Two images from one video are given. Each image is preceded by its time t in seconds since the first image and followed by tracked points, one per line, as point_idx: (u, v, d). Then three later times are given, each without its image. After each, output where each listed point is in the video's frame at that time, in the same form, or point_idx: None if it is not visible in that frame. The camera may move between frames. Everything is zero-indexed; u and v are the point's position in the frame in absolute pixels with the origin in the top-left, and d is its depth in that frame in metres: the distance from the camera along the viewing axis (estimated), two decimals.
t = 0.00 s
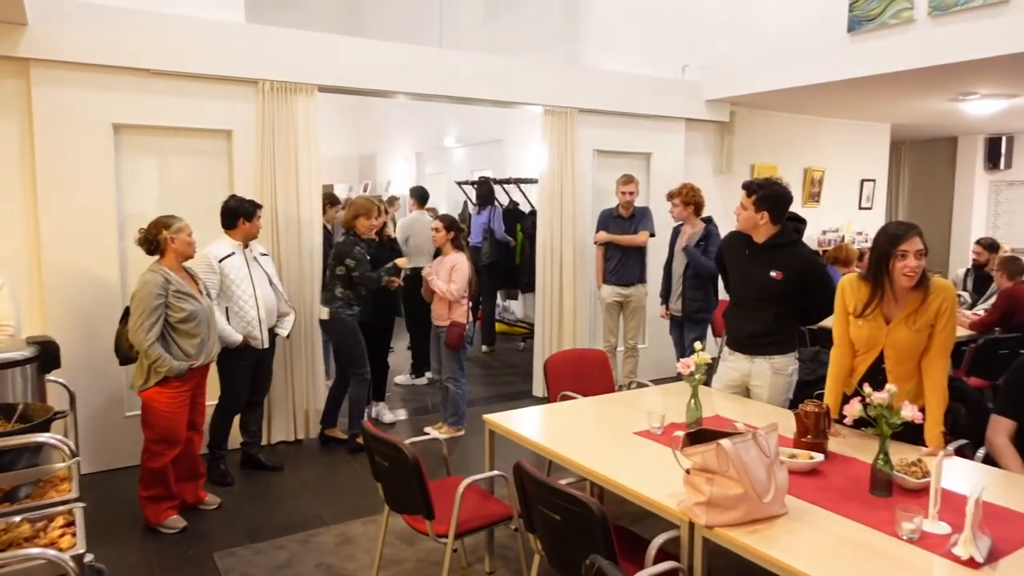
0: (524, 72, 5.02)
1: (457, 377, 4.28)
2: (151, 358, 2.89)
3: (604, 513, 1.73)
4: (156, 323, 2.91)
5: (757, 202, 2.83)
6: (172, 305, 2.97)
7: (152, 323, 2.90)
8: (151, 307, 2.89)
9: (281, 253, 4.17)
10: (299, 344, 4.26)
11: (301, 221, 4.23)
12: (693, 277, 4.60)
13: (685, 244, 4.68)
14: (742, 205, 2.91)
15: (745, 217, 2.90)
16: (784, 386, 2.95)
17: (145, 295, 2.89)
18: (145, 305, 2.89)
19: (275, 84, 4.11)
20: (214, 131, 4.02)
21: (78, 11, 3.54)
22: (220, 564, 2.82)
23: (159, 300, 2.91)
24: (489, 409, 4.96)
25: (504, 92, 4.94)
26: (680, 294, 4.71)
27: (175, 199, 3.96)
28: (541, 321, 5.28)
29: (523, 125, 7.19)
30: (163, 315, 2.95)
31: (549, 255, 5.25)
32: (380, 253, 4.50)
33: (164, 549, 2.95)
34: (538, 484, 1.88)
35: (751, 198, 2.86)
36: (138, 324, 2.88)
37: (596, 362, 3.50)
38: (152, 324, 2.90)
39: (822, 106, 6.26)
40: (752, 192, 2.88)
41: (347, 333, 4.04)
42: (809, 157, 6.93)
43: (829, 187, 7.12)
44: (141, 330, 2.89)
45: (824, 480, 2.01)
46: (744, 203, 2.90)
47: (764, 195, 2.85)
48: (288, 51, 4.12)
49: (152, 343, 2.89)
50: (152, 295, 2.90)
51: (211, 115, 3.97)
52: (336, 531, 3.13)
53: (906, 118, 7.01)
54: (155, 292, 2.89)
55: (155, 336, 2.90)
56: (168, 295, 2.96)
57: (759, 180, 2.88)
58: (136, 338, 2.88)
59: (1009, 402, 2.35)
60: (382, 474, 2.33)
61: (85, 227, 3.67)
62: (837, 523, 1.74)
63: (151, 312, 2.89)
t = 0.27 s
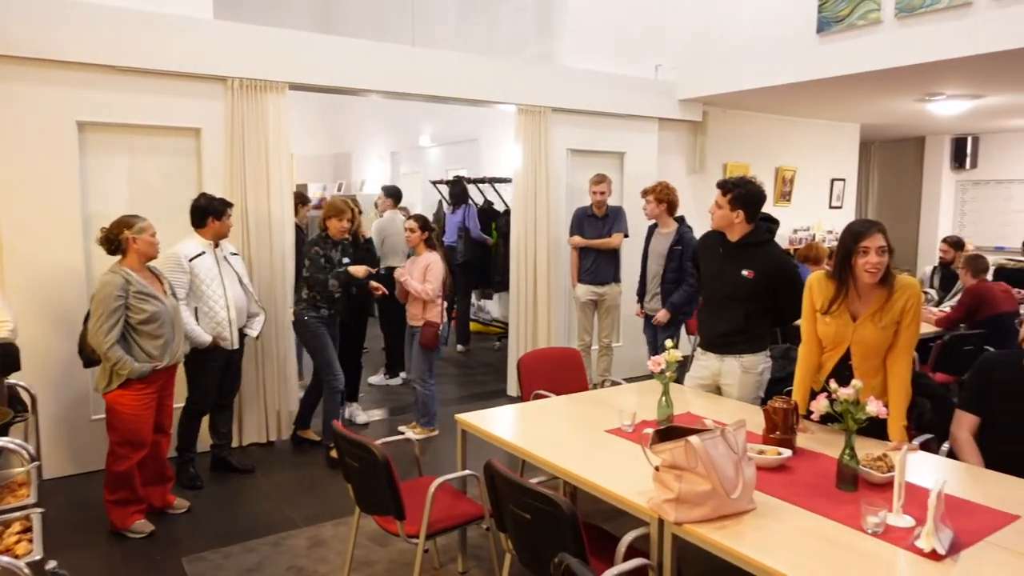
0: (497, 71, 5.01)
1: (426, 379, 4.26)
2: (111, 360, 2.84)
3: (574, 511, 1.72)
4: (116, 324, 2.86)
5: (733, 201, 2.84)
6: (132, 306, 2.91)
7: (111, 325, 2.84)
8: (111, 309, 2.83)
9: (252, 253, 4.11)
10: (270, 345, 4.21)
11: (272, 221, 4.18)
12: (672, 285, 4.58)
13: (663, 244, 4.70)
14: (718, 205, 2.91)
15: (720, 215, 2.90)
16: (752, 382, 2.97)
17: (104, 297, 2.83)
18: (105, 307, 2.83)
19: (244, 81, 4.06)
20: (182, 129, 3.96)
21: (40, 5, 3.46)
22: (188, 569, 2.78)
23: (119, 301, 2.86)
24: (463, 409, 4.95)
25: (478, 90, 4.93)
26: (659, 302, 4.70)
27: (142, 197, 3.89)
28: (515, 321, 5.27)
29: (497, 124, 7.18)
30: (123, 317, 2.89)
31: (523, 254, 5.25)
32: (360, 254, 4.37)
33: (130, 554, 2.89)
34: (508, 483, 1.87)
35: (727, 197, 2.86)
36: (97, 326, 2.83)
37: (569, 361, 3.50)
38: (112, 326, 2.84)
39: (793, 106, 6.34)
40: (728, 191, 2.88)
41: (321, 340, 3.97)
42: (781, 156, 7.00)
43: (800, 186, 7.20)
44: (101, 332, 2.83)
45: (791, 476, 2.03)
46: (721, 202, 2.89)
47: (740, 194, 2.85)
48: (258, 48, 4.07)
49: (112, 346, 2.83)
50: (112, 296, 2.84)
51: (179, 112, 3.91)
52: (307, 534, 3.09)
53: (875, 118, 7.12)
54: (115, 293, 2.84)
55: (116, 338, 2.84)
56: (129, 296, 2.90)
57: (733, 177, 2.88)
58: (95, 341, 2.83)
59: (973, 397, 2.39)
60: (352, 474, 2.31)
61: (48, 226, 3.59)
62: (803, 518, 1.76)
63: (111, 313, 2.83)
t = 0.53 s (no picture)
0: (474, 70, 5.00)
1: (406, 381, 4.22)
2: (73, 363, 2.80)
3: (550, 509, 1.72)
4: (77, 327, 2.82)
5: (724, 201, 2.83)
6: (95, 308, 2.87)
7: (72, 328, 2.80)
8: (71, 311, 2.79)
9: (225, 253, 4.06)
10: (245, 347, 4.16)
11: (246, 221, 4.14)
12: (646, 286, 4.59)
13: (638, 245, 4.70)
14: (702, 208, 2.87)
15: (713, 219, 2.87)
16: (727, 381, 3.00)
17: (65, 299, 2.80)
18: (65, 309, 2.80)
19: (217, 79, 4.00)
20: (154, 127, 3.90)
21: None
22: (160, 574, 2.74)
23: (81, 303, 2.82)
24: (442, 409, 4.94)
25: (455, 90, 4.92)
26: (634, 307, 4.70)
27: (112, 197, 3.82)
28: (492, 320, 5.26)
29: (475, 124, 7.17)
30: (86, 319, 2.85)
31: (501, 254, 5.24)
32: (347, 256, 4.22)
33: (100, 560, 2.84)
34: (484, 482, 1.87)
35: (716, 199, 2.84)
36: (58, 329, 2.80)
37: (546, 359, 3.50)
38: (73, 328, 2.80)
39: (767, 107, 6.40)
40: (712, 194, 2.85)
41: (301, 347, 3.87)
42: (756, 157, 7.07)
43: (775, 187, 7.28)
44: (62, 335, 2.80)
45: (765, 472, 2.05)
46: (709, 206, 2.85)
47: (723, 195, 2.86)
48: (231, 46, 4.02)
49: (72, 349, 2.79)
50: (73, 298, 2.80)
51: (150, 111, 3.85)
52: (283, 536, 3.06)
53: (847, 120, 7.22)
54: (76, 295, 2.80)
55: (77, 341, 2.80)
56: (93, 297, 2.86)
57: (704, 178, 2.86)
58: (57, 344, 2.79)
59: (942, 394, 2.43)
60: (328, 476, 2.29)
61: (15, 226, 3.51)
62: (776, 514, 1.78)
63: (71, 315, 2.80)
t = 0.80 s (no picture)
0: (451, 70, 4.98)
1: (389, 381, 4.18)
2: (35, 366, 2.76)
3: (528, 508, 1.72)
4: (39, 331, 2.78)
5: (699, 204, 2.82)
6: (59, 311, 2.82)
7: (34, 331, 2.76)
8: (31, 314, 2.75)
9: (199, 254, 4.00)
10: (219, 349, 4.10)
11: (220, 221, 4.09)
12: (619, 276, 4.59)
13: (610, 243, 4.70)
14: (682, 211, 2.85)
15: (694, 223, 2.86)
16: (704, 379, 3.01)
17: (27, 302, 2.76)
18: (26, 312, 2.76)
19: (190, 78, 3.95)
20: (125, 126, 3.83)
21: None
22: None
23: (43, 306, 2.78)
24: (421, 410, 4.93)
25: (431, 90, 4.90)
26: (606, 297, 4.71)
27: (82, 197, 3.75)
28: (470, 320, 5.24)
29: (452, 124, 7.15)
30: (49, 322, 2.80)
31: (480, 253, 5.23)
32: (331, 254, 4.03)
33: (70, 567, 2.79)
34: (462, 482, 1.86)
35: (693, 203, 2.82)
36: (19, 332, 2.76)
37: (524, 359, 3.49)
38: (34, 332, 2.76)
39: (743, 107, 6.46)
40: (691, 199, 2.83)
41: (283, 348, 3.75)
42: (731, 156, 7.13)
43: (751, 186, 7.35)
44: (23, 339, 2.76)
45: (741, 469, 2.07)
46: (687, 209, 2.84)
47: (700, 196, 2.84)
48: (204, 44, 3.97)
49: (33, 352, 2.74)
50: (35, 301, 2.76)
51: (121, 110, 3.79)
52: (259, 540, 3.03)
53: (821, 120, 7.30)
54: (37, 298, 2.76)
55: (38, 344, 2.76)
56: (57, 300, 2.81)
57: (681, 181, 2.83)
58: (18, 347, 2.76)
59: (913, 391, 2.47)
60: (304, 479, 2.26)
61: None
62: (752, 511, 1.79)
63: (32, 319, 2.75)
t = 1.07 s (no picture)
0: (424, 69, 4.96)
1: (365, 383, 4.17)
2: None
3: (501, 509, 1.71)
4: None
5: (671, 205, 2.83)
6: (16, 313, 2.76)
7: None
8: None
9: (168, 255, 3.93)
10: (189, 351, 4.04)
11: (190, 221, 4.02)
12: (586, 272, 4.59)
13: (574, 245, 4.74)
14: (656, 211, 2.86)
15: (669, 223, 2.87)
16: (677, 377, 3.04)
17: None
18: None
19: (157, 75, 3.88)
20: (90, 124, 3.76)
21: None
22: None
23: None
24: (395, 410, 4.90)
25: (405, 89, 4.87)
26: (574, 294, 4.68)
27: (46, 197, 3.67)
28: (445, 320, 5.22)
29: (426, 124, 7.12)
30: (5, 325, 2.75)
31: (454, 253, 5.21)
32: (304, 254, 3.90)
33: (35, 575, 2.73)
34: (436, 484, 1.85)
35: (665, 203, 2.84)
36: None
37: (498, 358, 3.49)
38: None
39: (715, 108, 6.52)
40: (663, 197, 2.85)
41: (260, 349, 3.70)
42: (704, 157, 7.20)
43: (723, 186, 7.43)
44: None
45: (714, 467, 2.08)
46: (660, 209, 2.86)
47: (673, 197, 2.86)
48: (172, 41, 3.90)
49: None
50: None
51: (86, 107, 3.71)
52: (230, 544, 2.99)
53: (792, 121, 7.40)
54: None
55: None
56: (14, 302, 2.75)
57: (656, 181, 2.86)
58: None
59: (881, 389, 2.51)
60: (275, 482, 2.24)
61: None
62: (724, 508, 1.80)
63: None
